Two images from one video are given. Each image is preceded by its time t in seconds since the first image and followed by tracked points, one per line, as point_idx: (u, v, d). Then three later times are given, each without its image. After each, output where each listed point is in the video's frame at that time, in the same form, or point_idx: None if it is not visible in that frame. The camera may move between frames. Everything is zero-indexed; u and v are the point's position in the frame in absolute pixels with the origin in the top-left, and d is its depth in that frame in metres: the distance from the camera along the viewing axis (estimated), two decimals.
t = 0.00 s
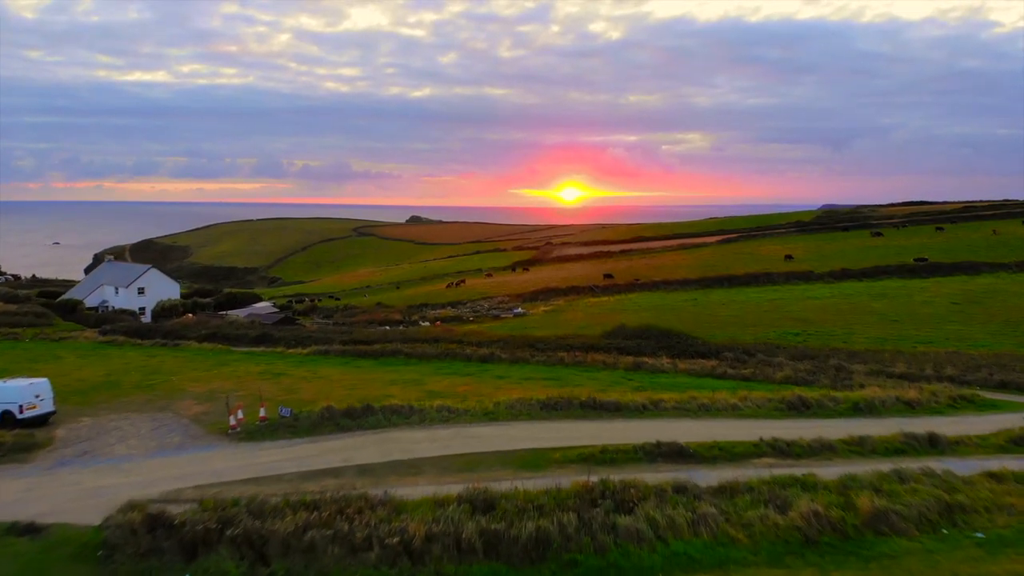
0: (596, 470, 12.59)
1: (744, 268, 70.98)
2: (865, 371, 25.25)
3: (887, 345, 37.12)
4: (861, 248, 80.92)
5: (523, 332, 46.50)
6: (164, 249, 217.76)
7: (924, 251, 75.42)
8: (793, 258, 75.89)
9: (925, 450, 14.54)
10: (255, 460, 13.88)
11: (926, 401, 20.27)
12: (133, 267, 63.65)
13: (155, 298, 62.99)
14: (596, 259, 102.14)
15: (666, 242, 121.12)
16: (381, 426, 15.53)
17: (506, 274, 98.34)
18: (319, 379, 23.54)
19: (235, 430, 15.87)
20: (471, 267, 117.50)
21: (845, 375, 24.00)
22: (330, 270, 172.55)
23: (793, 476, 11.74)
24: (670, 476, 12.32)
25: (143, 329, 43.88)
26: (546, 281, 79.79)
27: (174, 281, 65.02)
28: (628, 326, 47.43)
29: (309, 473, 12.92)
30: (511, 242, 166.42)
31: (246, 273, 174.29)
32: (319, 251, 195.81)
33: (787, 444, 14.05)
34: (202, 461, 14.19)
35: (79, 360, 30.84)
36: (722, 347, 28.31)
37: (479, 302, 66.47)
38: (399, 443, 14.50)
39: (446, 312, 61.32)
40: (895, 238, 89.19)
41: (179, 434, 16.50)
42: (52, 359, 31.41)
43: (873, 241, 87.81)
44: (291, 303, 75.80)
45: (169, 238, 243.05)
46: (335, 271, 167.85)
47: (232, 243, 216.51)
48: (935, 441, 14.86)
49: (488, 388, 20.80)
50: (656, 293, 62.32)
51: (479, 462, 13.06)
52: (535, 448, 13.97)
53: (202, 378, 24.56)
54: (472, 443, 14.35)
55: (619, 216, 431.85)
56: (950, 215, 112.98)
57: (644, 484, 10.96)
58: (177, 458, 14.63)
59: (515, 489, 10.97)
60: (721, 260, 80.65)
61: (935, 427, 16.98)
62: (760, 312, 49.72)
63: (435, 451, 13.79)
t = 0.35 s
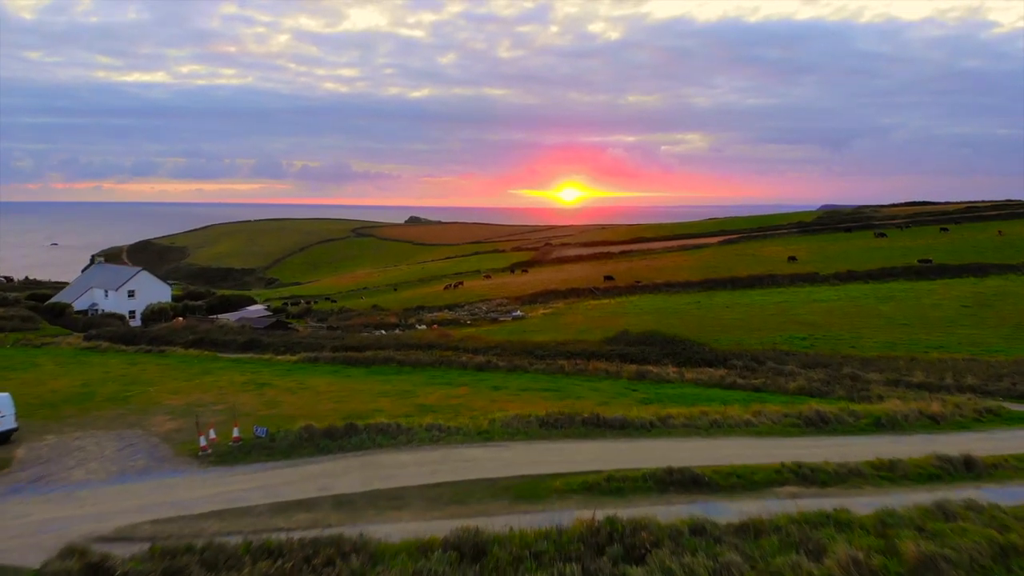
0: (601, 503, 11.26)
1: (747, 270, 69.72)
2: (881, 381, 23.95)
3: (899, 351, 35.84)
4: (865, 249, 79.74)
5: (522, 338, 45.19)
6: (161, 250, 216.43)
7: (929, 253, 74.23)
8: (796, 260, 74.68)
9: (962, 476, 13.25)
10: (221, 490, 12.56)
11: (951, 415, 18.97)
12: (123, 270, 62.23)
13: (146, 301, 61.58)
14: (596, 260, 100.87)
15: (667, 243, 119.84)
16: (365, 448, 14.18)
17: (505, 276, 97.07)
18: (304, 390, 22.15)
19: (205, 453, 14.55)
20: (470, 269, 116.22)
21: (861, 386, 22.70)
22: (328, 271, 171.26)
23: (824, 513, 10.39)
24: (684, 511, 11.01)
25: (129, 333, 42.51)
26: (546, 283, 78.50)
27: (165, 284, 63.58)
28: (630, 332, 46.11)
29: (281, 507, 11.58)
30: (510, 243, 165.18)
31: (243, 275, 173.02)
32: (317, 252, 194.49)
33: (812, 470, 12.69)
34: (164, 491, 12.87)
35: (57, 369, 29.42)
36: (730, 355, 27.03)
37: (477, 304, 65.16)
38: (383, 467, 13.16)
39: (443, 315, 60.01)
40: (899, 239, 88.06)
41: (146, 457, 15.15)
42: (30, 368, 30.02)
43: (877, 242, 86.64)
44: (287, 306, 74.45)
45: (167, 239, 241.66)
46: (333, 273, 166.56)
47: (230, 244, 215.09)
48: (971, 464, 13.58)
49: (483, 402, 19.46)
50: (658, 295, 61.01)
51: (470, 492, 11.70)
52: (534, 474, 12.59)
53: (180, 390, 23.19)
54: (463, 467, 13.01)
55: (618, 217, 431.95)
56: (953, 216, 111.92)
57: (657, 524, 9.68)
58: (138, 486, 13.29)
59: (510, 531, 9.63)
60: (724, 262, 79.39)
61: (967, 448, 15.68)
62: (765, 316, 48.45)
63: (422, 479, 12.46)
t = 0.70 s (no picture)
0: (612, 554, 10.02)
1: (751, 272, 68.30)
2: (901, 395, 22.61)
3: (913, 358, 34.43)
4: (870, 250, 78.42)
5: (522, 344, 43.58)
6: (157, 251, 214.68)
7: (935, 254, 72.92)
8: (800, 261, 73.33)
9: (1011, 511, 11.89)
10: (178, 531, 11.12)
11: (984, 433, 17.57)
12: (113, 272, 60.68)
13: (136, 304, 60.06)
14: (596, 261, 99.43)
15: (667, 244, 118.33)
16: (344, 478, 12.74)
17: (504, 277, 95.67)
18: (287, 405, 20.66)
19: (167, 483, 13.14)
20: (469, 270, 114.76)
21: (881, 399, 21.27)
22: (325, 272, 169.83)
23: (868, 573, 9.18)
24: (708, 563, 9.78)
25: (114, 339, 41.00)
26: (545, 285, 77.07)
27: (155, 286, 62.03)
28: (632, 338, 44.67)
29: (243, 553, 10.18)
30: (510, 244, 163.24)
31: (240, 276, 171.40)
32: (315, 253, 193.05)
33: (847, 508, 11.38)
34: (114, 530, 11.44)
35: (29, 379, 27.84)
36: (740, 365, 25.60)
37: (475, 307, 63.70)
38: (363, 501, 11.74)
39: (440, 318, 58.48)
40: (903, 240, 86.73)
41: (102, 487, 13.69)
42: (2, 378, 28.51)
43: (881, 242, 85.32)
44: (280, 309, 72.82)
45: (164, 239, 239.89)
46: (331, 274, 165.05)
47: (227, 245, 213.54)
48: (1020, 497, 12.23)
49: (477, 419, 17.98)
50: (660, 298, 59.52)
51: (461, 537, 10.34)
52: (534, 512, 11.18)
53: (155, 404, 21.69)
54: (455, 502, 11.61)
55: (618, 217, 430.11)
56: (957, 216, 110.60)
57: None
58: (87, 523, 11.87)
59: None
60: (726, 263, 78.00)
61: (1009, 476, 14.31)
62: (771, 320, 47.03)
63: (408, 516, 11.06)
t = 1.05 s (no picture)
0: None
1: (754, 274, 66.95)
2: (924, 411, 21.27)
3: (927, 366, 33.11)
4: (875, 253, 77.14)
5: (521, 351, 42.23)
6: (155, 252, 213.22)
7: (942, 256, 71.58)
8: (804, 263, 72.08)
9: None
10: None
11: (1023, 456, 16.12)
12: (102, 276, 59.17)
13: (125, 308, 58.61)
14: (596, 263, 98.07)
15: (668, 245, 117.05)
16: (320, 517, 11.36)
17: (503, 279, 94.33)
18: (268, 424, 19.26)
19: (123, 522, 11.79)
20: (468, 271, 113.50)
21: (905, 417, 19.86)
22: (323, 274, 168.58)
23: None
24: None
25: (97, 346, 39.55)
26: (545, 287, 75.76)
27: (146, 289, 60.53)
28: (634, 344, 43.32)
29: None
30: (509, 245, 162.03)
31: (238, 278, 170.23)
32: (313, 254, 191.84)
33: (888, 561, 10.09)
34: None
35: (1, 391, 26.40)
36: (751, 377, 24.23)
37: (473, 310, 62.33)
38: (340, 546, 10.37)
39: (437, 322, 57.09)
40: (908, 241, 85.46)
41: (51, 525, 12.33)
42: None
43: (886, 244, 84.00)
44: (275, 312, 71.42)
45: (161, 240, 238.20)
46: (329, 276, 163.81)
47: (225, 246, 212.21)
48: None
49: (471, 440, 16.56)
50: (663, 302, 58.16)
51: None
52: (537, 564, 9.86)
53: (127, 422, 20.28)
54: (444, 549, 10.23)
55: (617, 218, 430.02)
56: (961, 217, 109.37)
57: None
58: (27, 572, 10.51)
59: None
60: (728, 265, 76.67)
61: None
62: (777, 324, 45.69)
63: (389, 566, 9.71)
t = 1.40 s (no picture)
0: None
1: (759, 279, 65.39)
2: (953, 434, 19.76)
3: (945, 378, 31.61)
4: (881, 256, 75.71)
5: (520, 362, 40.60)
6: (151, 253, 211.50)
7: (950, 259, 70.13)
8: (809, 267, 70.61)
9: None
10: None
11: None
12: (89, 280, 57.55)
13: (113, 313, 56.98)
14: (597, 266, 96.55)
15: (670, 246, 115.60)
16: None
17: (502, 282, 92.79)
18: (244, 450, 17.71)
19: None
20: (467, 273, 111.95)
21: (934, 442, 18.36)
22: (321, 275, 167.09)
23: None
24: None
25: (78, 355, 37.91)
26: (545, 291, 74.25)
27: (134, 294, 58.90)
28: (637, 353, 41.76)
29: None
30: (508, 246, 160.47)
31: (234, 280, 168.60)
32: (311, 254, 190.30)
33: None
34: None
35: None
36: (765, 395, 22.76)
37: (471, 315, 60.80)
38: None
39: (434, 327, 55.56)
40: (914, 244, 84.02)
41: None
42: None
43: (891, 247, 82.59)
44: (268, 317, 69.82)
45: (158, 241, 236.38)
46: (326, 277, 162.33)
47: (222, 246, 210.69)
48: None
49: (464, 472, 15.01)
50: (665, 307, 56.60)
51: None
52: None
53: (93, 448, 18.75)
54: None
55: (616, 218, 428.82)
56: (966, 219, 107.95)
57: None
58: None
59: None
60: (732, 268, 75.11)
61: None
62: (784, 331, 44.17)
63: None
